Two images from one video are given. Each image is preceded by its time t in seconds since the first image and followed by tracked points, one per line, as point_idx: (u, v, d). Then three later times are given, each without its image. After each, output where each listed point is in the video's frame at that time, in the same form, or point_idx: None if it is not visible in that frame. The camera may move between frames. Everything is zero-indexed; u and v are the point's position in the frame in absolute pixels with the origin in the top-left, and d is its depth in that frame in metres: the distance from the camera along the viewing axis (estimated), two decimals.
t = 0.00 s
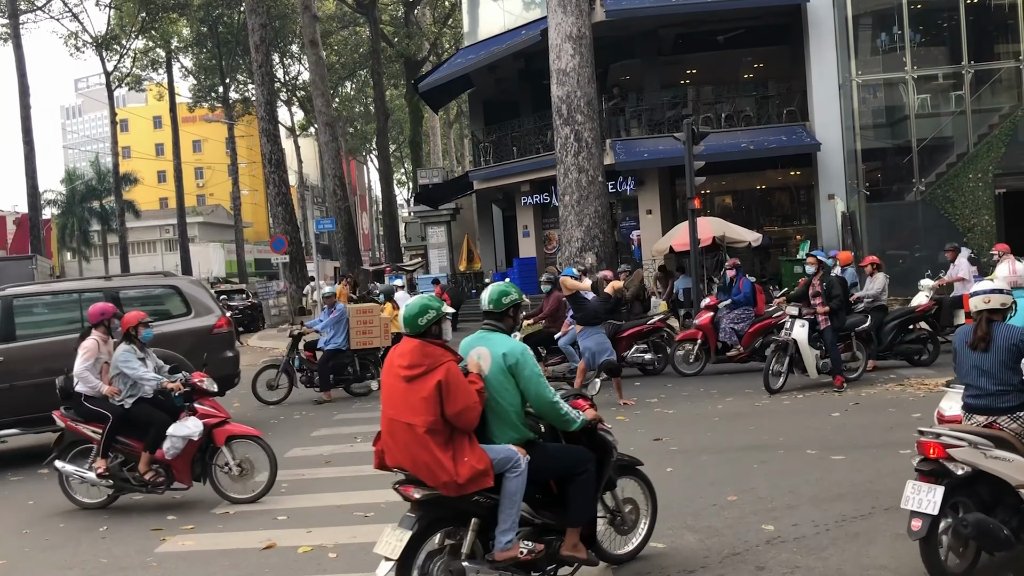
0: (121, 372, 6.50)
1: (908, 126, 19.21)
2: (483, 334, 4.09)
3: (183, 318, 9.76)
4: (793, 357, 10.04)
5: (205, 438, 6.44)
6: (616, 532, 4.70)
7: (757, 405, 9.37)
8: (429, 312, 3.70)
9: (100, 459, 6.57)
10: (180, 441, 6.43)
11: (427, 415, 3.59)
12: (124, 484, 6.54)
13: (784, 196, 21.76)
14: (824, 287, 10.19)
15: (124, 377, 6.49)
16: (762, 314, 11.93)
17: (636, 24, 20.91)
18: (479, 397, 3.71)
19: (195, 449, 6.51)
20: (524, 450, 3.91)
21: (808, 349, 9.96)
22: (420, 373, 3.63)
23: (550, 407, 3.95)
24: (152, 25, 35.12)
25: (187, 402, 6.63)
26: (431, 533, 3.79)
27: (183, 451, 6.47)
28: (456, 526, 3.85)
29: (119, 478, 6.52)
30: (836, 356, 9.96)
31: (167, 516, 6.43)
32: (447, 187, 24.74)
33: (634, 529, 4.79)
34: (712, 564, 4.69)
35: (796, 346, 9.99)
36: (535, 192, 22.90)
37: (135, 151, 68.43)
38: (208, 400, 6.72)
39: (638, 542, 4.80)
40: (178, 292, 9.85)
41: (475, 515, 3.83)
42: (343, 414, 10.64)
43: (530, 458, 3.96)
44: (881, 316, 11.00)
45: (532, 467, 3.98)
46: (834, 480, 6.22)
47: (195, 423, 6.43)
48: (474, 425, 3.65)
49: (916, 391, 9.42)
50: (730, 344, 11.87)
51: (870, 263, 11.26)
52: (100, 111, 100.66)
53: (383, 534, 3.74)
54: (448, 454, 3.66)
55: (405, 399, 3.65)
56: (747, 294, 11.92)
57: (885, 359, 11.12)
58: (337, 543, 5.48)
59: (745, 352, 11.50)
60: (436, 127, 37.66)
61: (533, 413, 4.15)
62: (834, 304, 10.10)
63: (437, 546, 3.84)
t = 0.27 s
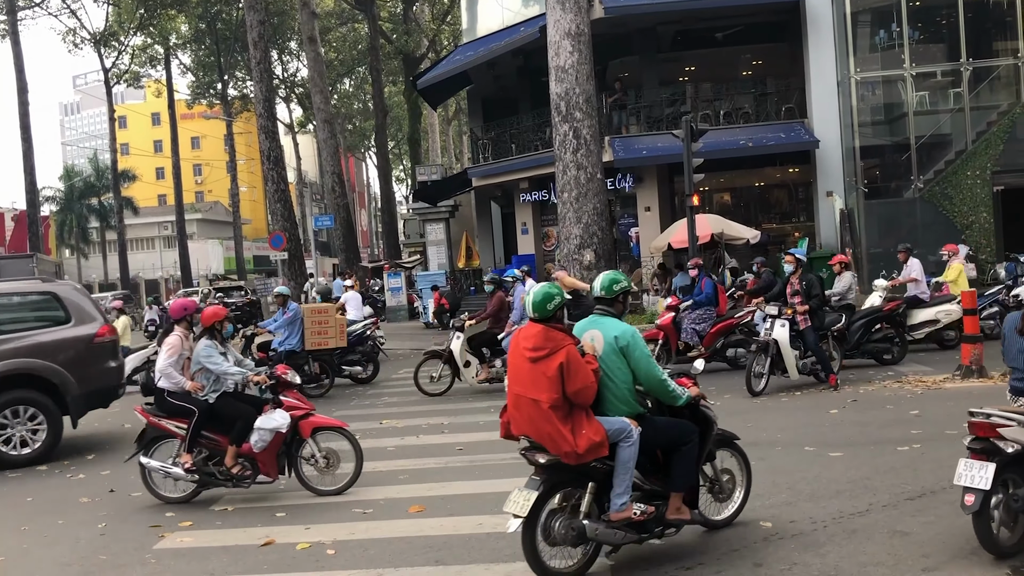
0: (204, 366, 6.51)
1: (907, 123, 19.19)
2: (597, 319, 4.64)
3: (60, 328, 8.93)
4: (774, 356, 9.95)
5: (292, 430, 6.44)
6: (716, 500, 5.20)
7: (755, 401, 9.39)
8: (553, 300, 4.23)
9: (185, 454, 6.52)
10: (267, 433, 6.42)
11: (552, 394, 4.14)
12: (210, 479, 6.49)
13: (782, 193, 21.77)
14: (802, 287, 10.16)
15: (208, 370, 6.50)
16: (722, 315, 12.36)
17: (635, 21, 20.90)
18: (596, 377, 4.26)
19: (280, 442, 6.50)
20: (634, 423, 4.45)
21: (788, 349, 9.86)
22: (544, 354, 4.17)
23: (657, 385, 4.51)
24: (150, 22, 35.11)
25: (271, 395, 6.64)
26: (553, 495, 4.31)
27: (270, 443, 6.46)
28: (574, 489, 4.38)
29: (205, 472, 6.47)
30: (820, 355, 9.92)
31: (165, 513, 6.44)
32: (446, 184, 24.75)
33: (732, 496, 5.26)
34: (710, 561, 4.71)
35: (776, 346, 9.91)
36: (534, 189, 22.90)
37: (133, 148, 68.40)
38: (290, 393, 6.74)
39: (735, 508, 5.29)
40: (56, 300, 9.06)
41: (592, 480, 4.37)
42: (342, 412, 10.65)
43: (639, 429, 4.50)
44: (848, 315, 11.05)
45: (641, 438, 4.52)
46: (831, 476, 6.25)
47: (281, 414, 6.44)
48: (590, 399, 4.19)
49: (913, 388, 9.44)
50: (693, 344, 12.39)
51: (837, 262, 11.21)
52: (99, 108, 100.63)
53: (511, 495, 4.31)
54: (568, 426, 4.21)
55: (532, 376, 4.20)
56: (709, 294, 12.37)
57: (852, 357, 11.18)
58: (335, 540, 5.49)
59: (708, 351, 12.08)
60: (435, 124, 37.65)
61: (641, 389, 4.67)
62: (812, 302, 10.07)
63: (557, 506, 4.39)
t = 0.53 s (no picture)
0: (290, 354, 6.48)
1: (906, 120, 19.22)
2: (698, 302, 5.07)
3: None
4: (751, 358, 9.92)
5: (379, 421, 6.48)
6: (806, 470, 5.64)
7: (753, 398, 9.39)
8: (656, 285, 4.72)
9: (270, 444, 6.50)
10: (354, 423, 6.46)
11: (659, 369, 4.60)
12: (295, 469, 6.50)
13: (781, 189, 21.77)
14: (779, 288, 10.25)
15: (293, 359, 6.47)
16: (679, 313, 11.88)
17: (634, 18, 20.88)
18: (698, 353, 4.69)
19: (365, 432, 6.52)
20: (734, 396, 4.86)
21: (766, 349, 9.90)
22: (651, 333, 4.64)
23: (755, 361, 4.91)
24: (149, 17, 35.04)
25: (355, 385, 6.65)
26: (662, 463, 4.76)
27: (355, 434, 6.49)
28: (680, 458, 4.83)
29: (291, 463, 6.47)
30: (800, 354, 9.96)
31: (164, 509, 6.45)
32: (445, 180, 24.73)
33: (821, 468, 5.70)
34: (707, 557, 4.71)
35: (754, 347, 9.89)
36: (533, 185, 22.89)
37: (132, 143, 68.32)
38: (372, 382, 6.78)
39: (826, 478, 5.71)
40: None
41: (696, 449, 4.81)
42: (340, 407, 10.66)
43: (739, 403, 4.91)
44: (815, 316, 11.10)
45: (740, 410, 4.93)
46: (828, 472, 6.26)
47: (368, 405, 6.47)
48: (694, 373, 4.64)
49: (911, 385, 9.46)
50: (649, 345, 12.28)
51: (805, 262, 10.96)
52: (98, 103, 100.53)
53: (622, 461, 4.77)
54: (675, 398, 4.65)
55: (640, 353, 4.68)
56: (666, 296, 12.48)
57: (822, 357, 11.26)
58: (334, 536, 5.50)
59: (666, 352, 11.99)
60: (434, 120, 37.60)
61: (742, 367, 5.09)
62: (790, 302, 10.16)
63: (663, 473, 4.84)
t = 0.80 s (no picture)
0: (372, 346, 6.45)
1: (905, 117, 19.24)
2: (791, 286, 5.55)
3: None
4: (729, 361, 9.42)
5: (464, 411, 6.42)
6: (887, 444, 6.09)
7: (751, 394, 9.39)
8: (754, 268, 5.17)
9: (353, 436, 6.46)
10: (438, 415, 6.41)
11: (759, 345, 5.08)
12: (379, 462, 6.44)
13: (779, 186, 21.77)
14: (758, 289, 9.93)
15: (375, 351, 6.44)
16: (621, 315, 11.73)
17: (633, 14, 20.86)
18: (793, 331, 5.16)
19: (448, 424, 6.47)
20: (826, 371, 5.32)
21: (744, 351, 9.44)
22: (751, 312, 5.12)
23: (847, 340, 5.36)
24: (147, 14, 35.00)
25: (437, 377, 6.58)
26: (759, 433, 5.22)
27: (439, 425, 6.44)
28: (776, 430, 5.29)
29: (375, 456, 6.41)
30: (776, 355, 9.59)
31: (162, 505, 6.44)
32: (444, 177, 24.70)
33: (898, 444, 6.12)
34: (706, 554, 4.71)
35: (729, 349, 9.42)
36: (531, 182, 22.87)
37: (130, 140, 68.25)
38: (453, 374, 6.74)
39: (902, 453, 6.14)
40: None
41: (790, 421, 5.29)
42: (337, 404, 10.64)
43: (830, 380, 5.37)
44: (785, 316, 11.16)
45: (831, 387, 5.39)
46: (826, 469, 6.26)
47: (452, 396, 6.41)
48: (791, 348, 5.11)
49: (909, 382, 9.46)
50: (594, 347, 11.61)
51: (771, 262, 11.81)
52: (97, 100, 100.37)
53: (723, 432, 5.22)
54: (774, 371, 5.10)
55: (740, 331, 5.16)
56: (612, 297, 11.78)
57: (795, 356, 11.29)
58: (332, 532, 5.50)
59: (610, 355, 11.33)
60: (432, 116, 37.56)
61: (834, 345, 5.54)
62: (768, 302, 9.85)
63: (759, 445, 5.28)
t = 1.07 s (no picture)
0: (453, 341, 6.43)
1: (903, 115, 19.25)
2: (877, 276, 6.07)
3: None
4: (695, 366, 8.88)
5: (547, 406, 6.42)
6: (957, 422, 6.50)
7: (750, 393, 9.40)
8: (840, 260, 5.73)
9: (435, 429, 6.47)
10: (520, 408, 6.41)
11: (853, 330, 5.58)
12: (461, 454, 6.46)
13: (778, 185, 21.77)
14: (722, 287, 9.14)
15: (455, 345, 6.42)
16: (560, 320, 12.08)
17: (632, 13, 20.84)
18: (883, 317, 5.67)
19: (530, 417, 6.48)
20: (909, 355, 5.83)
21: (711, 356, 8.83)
22: (844, 298, 5.62)
23: (927, 325, 5.86)
24: (145, 13, 34.98)
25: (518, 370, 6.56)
26: (850, 411, 5.73)
27: (521, 418, 6.44)
28: (864, 408, 5.80)
29: (458, 449, 6.43)
30: (741, 360, 8.96)
31: (161, 505, 6.43)
32: (442, 176, 24.69)
33: (965, 421, 6.54)
34: (705, 552, 4.71)
35: (696, 353, 8.83)
36: (530, 180, 22.87)
37: (129, 140, 68.18)
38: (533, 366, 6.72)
39: (970, 428, 6.54)
40: None
41: (876, 400, 5.80)
42: (336, 403, 10.63)
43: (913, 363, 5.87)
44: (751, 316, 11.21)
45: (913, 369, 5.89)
46: (825, 469, 6.26)
47: (533, 390, 6.40)
48: (882, 331, 5.63)
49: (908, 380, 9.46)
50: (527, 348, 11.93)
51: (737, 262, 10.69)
52: (96, 99, 100.27)
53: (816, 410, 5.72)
54: (867, 354, 5.61)
55: (835, 316, 5.66)
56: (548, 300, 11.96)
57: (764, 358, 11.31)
58: (332, 532, 5.50)
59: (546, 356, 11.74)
60: (431, 115, 37.53)
61: (916, 329, 6.06)
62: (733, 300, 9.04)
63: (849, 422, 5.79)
